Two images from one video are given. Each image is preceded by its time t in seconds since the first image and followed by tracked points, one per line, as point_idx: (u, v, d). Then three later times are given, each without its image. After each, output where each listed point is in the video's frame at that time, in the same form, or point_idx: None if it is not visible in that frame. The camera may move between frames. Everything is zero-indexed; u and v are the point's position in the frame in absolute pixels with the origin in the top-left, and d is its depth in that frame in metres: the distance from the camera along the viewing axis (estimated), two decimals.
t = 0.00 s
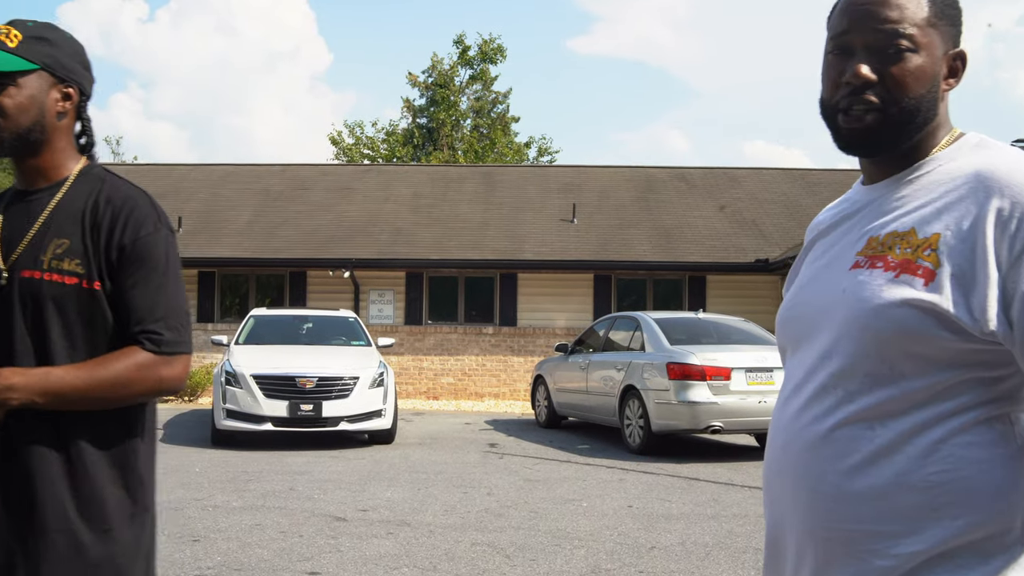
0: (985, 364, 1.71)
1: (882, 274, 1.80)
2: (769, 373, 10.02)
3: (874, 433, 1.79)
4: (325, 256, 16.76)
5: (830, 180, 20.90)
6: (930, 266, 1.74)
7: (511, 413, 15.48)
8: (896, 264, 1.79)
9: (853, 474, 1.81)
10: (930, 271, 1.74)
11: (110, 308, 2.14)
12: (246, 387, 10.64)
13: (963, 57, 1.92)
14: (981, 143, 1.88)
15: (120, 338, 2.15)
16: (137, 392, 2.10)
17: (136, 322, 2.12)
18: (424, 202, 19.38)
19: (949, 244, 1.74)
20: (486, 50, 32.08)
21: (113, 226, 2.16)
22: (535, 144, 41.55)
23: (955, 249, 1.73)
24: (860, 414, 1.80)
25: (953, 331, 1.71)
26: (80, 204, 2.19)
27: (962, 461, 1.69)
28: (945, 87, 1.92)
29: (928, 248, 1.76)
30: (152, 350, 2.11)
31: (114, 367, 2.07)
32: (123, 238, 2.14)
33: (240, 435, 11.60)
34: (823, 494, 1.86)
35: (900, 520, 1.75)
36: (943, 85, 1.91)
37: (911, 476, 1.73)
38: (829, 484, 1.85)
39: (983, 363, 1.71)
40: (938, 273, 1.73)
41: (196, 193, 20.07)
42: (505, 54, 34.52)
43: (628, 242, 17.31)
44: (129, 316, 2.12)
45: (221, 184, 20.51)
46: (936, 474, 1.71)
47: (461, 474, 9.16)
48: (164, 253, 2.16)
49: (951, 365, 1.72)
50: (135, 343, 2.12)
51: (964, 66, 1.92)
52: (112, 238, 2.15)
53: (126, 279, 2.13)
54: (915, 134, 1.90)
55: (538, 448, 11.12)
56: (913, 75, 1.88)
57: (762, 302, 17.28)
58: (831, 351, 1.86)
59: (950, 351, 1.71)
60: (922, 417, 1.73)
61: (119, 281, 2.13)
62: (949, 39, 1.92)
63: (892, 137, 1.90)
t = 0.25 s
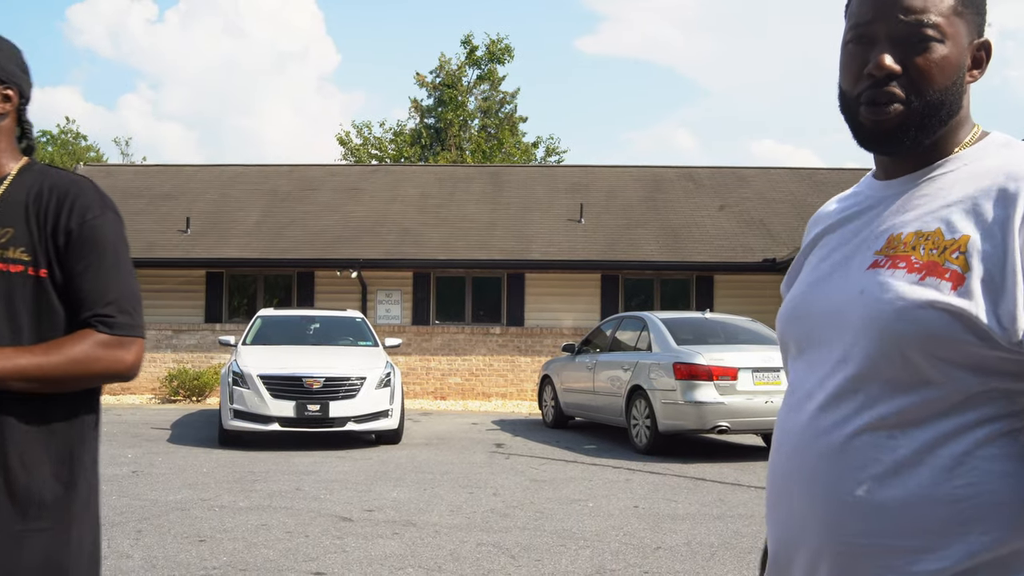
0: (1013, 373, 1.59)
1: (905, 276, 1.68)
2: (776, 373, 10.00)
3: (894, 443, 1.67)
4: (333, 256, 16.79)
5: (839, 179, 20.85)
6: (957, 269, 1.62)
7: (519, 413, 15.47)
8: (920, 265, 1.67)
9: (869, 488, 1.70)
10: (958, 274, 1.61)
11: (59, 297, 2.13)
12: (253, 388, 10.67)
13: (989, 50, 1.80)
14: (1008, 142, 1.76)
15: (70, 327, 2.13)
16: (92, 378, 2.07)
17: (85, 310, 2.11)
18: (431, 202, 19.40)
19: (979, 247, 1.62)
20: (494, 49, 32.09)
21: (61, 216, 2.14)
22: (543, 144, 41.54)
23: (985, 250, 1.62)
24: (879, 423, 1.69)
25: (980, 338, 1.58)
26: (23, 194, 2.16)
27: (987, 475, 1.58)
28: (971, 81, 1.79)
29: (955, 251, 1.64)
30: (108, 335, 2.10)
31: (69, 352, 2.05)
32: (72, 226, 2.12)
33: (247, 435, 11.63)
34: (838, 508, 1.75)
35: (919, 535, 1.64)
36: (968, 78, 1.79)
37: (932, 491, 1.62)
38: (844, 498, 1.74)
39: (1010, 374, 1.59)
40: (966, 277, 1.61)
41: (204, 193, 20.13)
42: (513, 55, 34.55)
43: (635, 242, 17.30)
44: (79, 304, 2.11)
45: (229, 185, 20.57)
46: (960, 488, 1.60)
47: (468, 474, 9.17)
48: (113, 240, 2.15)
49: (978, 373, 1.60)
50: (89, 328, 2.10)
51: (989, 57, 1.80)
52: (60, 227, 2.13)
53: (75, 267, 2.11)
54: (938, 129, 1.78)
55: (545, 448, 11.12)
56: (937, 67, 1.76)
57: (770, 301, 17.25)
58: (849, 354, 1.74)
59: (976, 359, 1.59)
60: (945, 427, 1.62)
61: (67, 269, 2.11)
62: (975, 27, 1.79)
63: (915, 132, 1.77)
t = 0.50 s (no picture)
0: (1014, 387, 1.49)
1: (903, 288, 1.56)
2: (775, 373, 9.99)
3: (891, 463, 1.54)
4: (333, 257, 16.78)
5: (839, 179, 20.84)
6: (957, 282, 1.51)
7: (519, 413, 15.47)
8: (918, 277, 1.55)
9: (863, 514, 1.56)
10: (958, 287, 1.51)
11: None
12: (252, 390, 10.66)
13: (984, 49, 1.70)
14: (1002, 148, 1.66)
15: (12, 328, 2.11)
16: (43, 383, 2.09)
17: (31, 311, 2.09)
18: (431, 203, 19.39)
19: (979, 260, 1.51)
20: (495, 49, 32.08)
21: None
22: (544, 144, 41.49)
23: (988, 263, 1.51)
24: (875, 441, 1.55)
25: (981, 353, 1.48)
26: None
27: (987, 494, 1.48)
28: (963, 83, 1.69)
29: (955, 262, 1.53)
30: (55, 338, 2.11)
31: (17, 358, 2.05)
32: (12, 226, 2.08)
33: (246, 436, 11.62)
34: (826, 537, 1.60)
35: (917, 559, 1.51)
36: (962, 78, 1.69)
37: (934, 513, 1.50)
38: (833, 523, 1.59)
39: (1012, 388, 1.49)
40: (968, 290, 1.50)
41: (204, 194, 20.13)
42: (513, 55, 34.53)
43: (635, 243, 17.28)
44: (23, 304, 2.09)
45: (229, 186, 20.58)
46: (962, 510, 1.49)
47: (466, 476, 9.16)
48: (57, 241, 2.12)
49: (979, 388, 1.49)
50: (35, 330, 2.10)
51: (983, 57, 1.69)
52: None
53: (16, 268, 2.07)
54: (931, 130, 1.67)
55: (544, 449, 11.10)
56: (930, 63, 1.67)
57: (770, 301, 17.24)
58: (840, 369, 1.61)
59: (980, 376, 1.49)
60: (946, 448, 1.51)
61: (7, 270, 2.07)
62: (969, 26, 1.70)
63: (907, 131, 1.66)
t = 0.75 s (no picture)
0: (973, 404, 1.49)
1: (860, 307, 1.54)
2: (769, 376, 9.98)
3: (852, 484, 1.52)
4: (330, 258, 16.77)
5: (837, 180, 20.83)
6: (917, 300, 1.50)
7: (516, 415, 15.45)
8: (878, 295, 1.53)
9: (826, 536, 1.52)
10: (918, 306, 1.50)
11: None
12: (247, 392, 10.66)
13: (925, 62, 1.70)
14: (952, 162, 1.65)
15: None
16: None
17: None
18: (429, 204, 19.38)
19: (938, 278, 1.51)
20: (493, 50, 32.06)
21: None
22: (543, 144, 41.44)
23: (947, 280, 1.50)
24: (837, 464, 1.53)
25: (941, 369, 1.47)
26: None
27: (948, 513, 1.47)
28: (908, 95, 1.69)
29: (913, 281, 1.52)
30: None
31: None
32: None
33: (241, 439, 11.62)
34: (790, 564, 1.56)
35: None
36: (906, 91, 1.69)
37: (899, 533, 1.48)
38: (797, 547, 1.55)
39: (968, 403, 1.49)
40: (927, 308, 1.49)
41: (201, 195, 20.12)
42: (512, 55, 34.49)
43: (633, 244, 17.27)
44: None
45: (227, 187, 20.57)
46: (927, 530, 1.47)
47: (460, 479, 9.15)
48: None
49: (935, 404, 1.49)
50: None
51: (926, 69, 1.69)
52: None
53: None
54: (880, 144, 1.67)
55: (539, 451, 11.09)
56: (874, 74, 1.67)
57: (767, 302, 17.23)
58: (799, 391, 1.58)
59: (941, 394, 1.48)
60: (909, 467, 1.50)
61: None
62: (912, 37, 1.70)
63: (854, 146, 1.65)
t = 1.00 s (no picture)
0: (894, 409, 1.44)
1: (780, 314, 1.50)
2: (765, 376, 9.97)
3: (770, 486, 1.49)
4: (327, 258, 16.77)
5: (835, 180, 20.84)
6: (834, 307, 1.45)
7: (513, 415, 15.45)
8: (797, 302, 1.49)
9: (744, 538, 1.50)
10: (834, 313, 1.45)
11: None
12: (242, 392, 10.66)
13: (845, 73, 1.66)
14: (880, 169, 1.60)
15: None
16: None
17: None
18: (427, 204, 19.39)
19: (856, 283, 1.46)
20: (492, 50, 32.09)
21: None
22: (542, 143, 41.46)
23: (864, 288, 1.45)
24: (755, 467, 1.50)
25: (857, 375, 1.42)
26: None
27: (864, 517, 1.43)
28: (830, 107, 1.64)
29: (830, 288, 1.47)
30: None
31: None
32: None
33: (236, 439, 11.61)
34: (715, 565, 1.54)
35: None
36: (826, 103, 1.64)
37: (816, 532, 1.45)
38: (719, 548, 1.54)
39: (888, 410, 1.44)
40: (843, 315, 1.44)
41: (199, 196, 20.12)
42: (510, 55, 34.53)
43: (630, 244, 17.28)
44: None
45: (224, 187, 20.58)
46: (845, 531, 1.43)
47: (454, 479, 9.15)
48: None
49: (855, 409, 1.44)
50: None
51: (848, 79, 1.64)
52: None
53: None
54: (805, 156, 1.62)
55: (534, 452, 11.09)
56: (796, 89, 1.61)
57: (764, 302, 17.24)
58: (722, 395, 1.54)
59: (856, 400, 1.43)
60: (825, 471, 1.45)
61: None
62: (832, 48, 1.65)
63: (777, 157, 1.60)
